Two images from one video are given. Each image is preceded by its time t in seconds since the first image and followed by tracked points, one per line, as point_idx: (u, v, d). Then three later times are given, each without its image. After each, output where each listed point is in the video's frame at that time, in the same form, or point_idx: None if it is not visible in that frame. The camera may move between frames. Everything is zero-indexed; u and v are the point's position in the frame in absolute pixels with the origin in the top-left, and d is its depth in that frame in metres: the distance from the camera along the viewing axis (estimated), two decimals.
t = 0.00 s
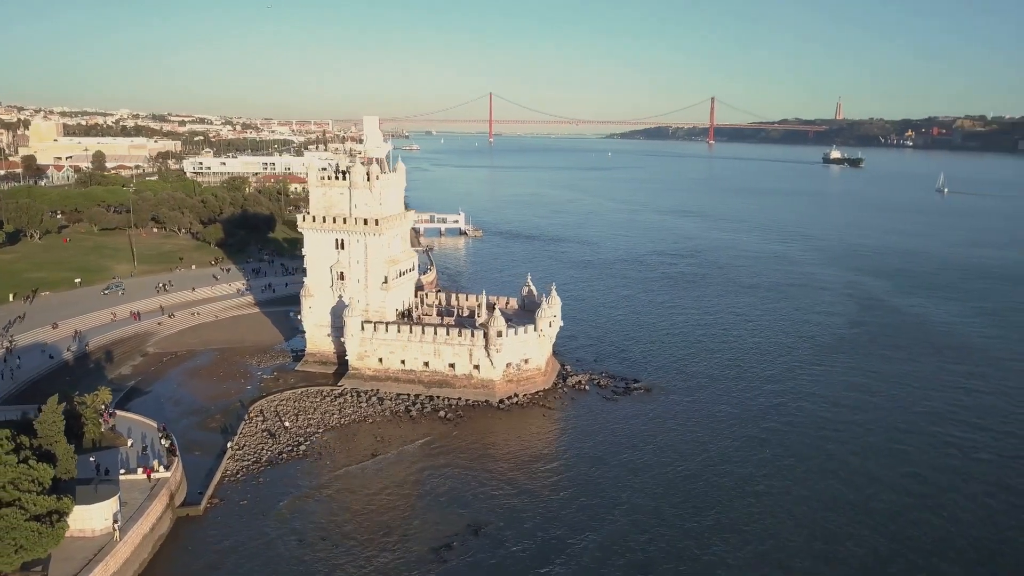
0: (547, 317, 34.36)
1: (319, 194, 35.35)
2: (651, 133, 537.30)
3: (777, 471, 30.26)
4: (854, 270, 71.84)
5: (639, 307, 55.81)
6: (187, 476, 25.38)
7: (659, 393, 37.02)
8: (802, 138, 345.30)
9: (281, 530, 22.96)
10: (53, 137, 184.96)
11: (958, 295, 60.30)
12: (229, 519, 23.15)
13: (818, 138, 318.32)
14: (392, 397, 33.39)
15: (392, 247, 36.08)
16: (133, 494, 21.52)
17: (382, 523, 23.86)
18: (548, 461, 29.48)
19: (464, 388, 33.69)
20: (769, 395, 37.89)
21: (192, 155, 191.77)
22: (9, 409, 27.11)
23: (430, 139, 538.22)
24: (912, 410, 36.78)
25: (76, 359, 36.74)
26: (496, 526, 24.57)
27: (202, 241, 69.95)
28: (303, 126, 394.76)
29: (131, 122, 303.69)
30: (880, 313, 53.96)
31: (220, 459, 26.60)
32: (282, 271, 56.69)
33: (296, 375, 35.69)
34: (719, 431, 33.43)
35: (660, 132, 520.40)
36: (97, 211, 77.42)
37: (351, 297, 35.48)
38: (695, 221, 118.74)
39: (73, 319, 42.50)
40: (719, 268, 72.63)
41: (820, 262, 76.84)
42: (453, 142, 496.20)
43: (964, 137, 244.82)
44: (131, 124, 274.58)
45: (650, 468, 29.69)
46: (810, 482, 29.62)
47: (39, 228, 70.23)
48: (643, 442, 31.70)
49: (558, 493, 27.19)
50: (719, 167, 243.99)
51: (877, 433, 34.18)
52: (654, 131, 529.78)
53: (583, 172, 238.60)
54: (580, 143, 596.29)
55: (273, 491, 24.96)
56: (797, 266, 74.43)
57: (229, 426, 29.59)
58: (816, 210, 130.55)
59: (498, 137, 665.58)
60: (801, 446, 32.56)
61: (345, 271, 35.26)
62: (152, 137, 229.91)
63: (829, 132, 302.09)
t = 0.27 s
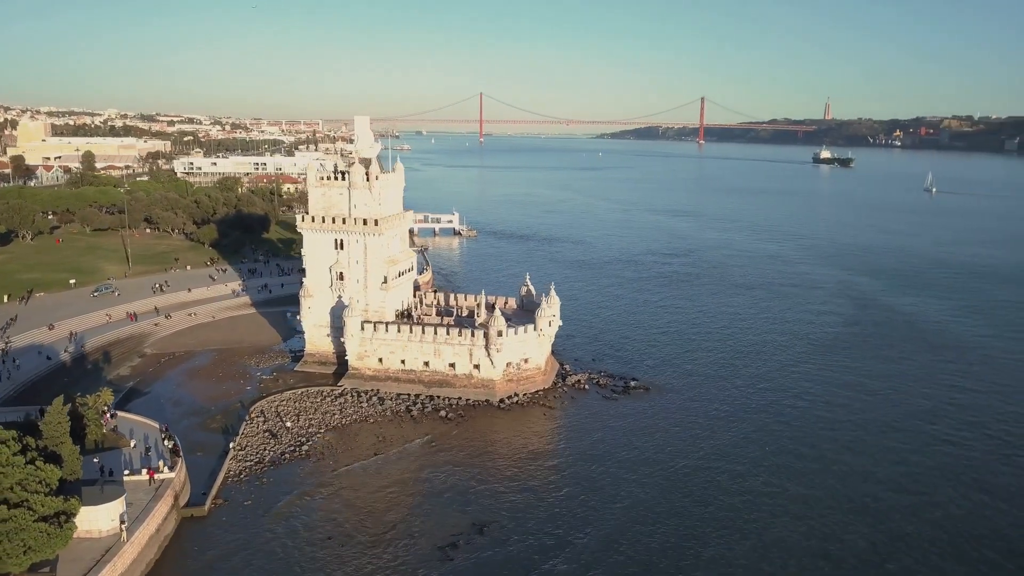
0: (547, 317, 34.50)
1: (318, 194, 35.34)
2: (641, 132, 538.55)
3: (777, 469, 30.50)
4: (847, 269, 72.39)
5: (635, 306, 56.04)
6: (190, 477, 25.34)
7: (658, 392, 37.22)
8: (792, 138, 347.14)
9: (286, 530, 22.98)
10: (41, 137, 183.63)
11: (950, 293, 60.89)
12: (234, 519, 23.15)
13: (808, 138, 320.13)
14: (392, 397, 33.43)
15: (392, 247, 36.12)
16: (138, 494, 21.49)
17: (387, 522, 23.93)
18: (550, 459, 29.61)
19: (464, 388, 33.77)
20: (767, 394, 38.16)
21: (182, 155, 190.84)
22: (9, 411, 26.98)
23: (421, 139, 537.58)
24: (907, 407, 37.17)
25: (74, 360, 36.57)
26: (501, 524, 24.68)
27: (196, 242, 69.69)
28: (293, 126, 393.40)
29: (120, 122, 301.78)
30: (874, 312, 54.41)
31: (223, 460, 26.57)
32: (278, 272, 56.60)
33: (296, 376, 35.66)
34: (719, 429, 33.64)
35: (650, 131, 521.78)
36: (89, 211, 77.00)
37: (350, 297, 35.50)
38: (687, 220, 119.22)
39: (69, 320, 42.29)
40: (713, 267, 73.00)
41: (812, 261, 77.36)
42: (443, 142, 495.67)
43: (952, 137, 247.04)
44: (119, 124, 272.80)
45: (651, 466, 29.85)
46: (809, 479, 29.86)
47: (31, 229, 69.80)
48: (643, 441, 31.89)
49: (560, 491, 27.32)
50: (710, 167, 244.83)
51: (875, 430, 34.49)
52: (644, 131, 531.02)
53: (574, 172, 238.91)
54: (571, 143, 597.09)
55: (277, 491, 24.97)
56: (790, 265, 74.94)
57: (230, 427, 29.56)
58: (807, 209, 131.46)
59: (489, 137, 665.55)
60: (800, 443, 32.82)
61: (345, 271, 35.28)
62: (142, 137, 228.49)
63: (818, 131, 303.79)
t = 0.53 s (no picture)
0: (547, 317, 34.64)
1: (317, 195, 35.34)
2: (633, 132, 539.74)
3: (776, 466, 30.73)
4: (840, 268, 72.90)
5: (631, 306, 56.25)
6: (193, 478, 25.35)
7: (657, 391, 37.41)
8: (783, 137, 348.76)
9: (291, 530, 23.04)
10: (30, 137, 182.53)
11: (943, 292, 61.44)
12: (238, 520, 23.19)
13: (799, 138, 321.70)
14: (393, 397, 33.47)
15: (391, 247, 36.16)
16: (143, 495, 21.48)
17: (391, 522, 24.03)
18: (551, 458, 29.74)
19: (464, 387, 33.86)
20: (765, 392, 38.42)
21: (174, 155, 189.99)
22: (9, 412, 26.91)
23: (412, 139, 537.14)
24: (904, 405, 37.48)
25: (72, 361, 36.46)
26: (505, 523, 24.82)
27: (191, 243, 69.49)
28: (285, 126, 392.21)
29: (110, 121, 300.10)
30: (869, 311, 54.83)
31: (225, 460, 26.58)
32: (274, 272, 56.53)
33: (295, 376, 35.66)
34: (718, 427, 33.85)
35: (641, 131, 522.99)
36: (83, 212, 76.63)
37: (350, 297, 35.53)
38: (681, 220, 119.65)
39: (66, 321, 42.13)
40: (708, 267, 73.34)
41: (806, 260, 77.84)
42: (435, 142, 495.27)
43: (941, 137, 248.90)
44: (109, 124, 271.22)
45: (652, 464, 30.02)
46: (809, 477, 30.10)
47: (24, 229, 69.43)
48: (643, 439, 32.05)
49: (563, 490, 27.46)
50: (703, 167, 245.58)
51: (872, 428, 34.79)
52: (635, 131, 532.35)
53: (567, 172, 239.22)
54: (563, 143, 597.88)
55: (280, 491, 25.02)
56: (784, 264, 75.41)
57: (231, 427, 29.55)
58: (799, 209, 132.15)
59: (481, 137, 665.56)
60: (798, 441, 33.06)
61: (344, 271, 35.30)
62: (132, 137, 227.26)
63: (809, 131, 305.41)
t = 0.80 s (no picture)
0: (547, 316, 34.78)
1: (317, 195, 35.35)
2: (624, 132, 540.88)
3: (776, 463, 30.95)
4: (834, 267, 73.39)
5: (628, 306, 56.42)
6: (196, 478, 25.34)
7: (656, 390, 37.58)
8: (775, 137, 350.26)
9: (295, 529, 23.09)
10: (20, 137, 181.30)
11: (936, 291, 61.98)
12: (242, 519, 23.25)
13: (790, 138, 323.24)
14: (393, 397, 33.54)
15: (390, 247, 36.22)
16: (147, 495, 21.48)
17: (396, 521, 24.10)
18: (552, 457, 29.82)
19: (465, 387, 33.95)
20: (762, 391, 38.70)
21: (165, 155, 189.04)
22: (10, 413, 26.82)
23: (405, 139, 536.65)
24: (900, 403, 37.80)
25: (70, 362, 36.33)
26: (509, 522, 24.92)
27: (186, 243, 69.24)
28: (276, 126, 390.92)
29: (100, 121, 298.27)
30: (864, 309, 55.24)
31: (227, 461, 26.60)
32: (270, 273, 56.43)
33: (295, 376, 35.65)
34: (717, 426, 34.05)
35: (633, 131, 524.01)
36: (76, 212, 76.26)
37: (349, 298, 35.56)
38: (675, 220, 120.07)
39: (63, 322, 41.99)
40: (703, 266, 73.67)
41: (800, 260, 78.31)
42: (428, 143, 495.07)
43: (931, 137, 250.64)
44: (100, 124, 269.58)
45: (652, 462, 30.18)
46: (808, 474, 30.34)
47: (18, 230, 69.03)
48: (644, 438, 32.21)
49: (565, 488, 27.57)
50: (695, 167, 246.21)
51: (869, 425, 35.09)
52: (627, 131, 533.66)
53: (560, 172, 239.60)
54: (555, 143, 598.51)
55: (284, 492, 25.05)
56: (778, 263, 75.87)
57: (232, 428, 29.53)
58: (792, 208, 132.87)
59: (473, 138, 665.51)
60: (797, 439, 33.31)
61: (343, 271, 35.32)
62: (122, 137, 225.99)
63: (800, 131, 306.89)
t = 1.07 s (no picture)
0: (546, 316, 34.91)
1: (316, 195, 35.34)
2: (615, 132, 541.87)
3: (775, 461, 31.22)
4: (827, 267, 73.95)
5: (624, 305, 56.68)
6: (199, 478, 25.36)
7: (655, 389, 37.81)
8: (765, 137, 351.91)
9: (300, 530, 23.17)
10: (8, 137, 179.95)
11: (928, 290, 62.58)
12: (247, 520, 23.30)
13: (780, 138, 324.94)
14: (393, 397, 33.61)
15: (389, 247, 36.27)
16: (152, 496, 21.48)
17: (401, 521, 24.20)
18: (553, 455, 29.96)
19: (465, 387, 34.05)
20: (759, 389, 39.01)
21: (155, 155, 188.13)
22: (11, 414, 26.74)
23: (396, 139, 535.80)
24: (896, 401, 38.19)
25: (68, 363, 36.20)
26: (513, 520, 25.06)
27: (180, 244, 69.01)
28: (267, 126, 389.46)
29: (89, 121, 296.34)
30: (857, 308, 55.72)
31: (230, 461, 26.62)
32: (267, 273, 56.31)
33: (294, 376, 35.66)
34: (716, 424, 34.31)
35: (624, 131, 525.14)
36: (69, 213, 75.84)
37: (349, 298, 35.60)
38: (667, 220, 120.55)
39: (59, 322, 41.82)
40: (697, 266, 74.05)
41: (793, 259, 78.83)
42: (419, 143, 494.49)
43: (919, 137, 252.67)
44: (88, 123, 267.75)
45: (653, 460, 30.39)
46: (806, 471, 30.63)
47: (10, 231, 68.62)
48: (644, 436, 32.42)
49: (567, 486, 27.73)
50: (686, 167, 247.01)
51: (865, 423, 35.44)
52: (618, 131, 534.74)
53: (552, 172, 239.95)
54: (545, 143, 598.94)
55: (288, 492, 25.11)
56: (771, 263, 76.37)
57: (234, 428, 29.53)
58: (783, 208, 133.63)
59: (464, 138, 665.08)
60: (795, 436, 33.61)
61: (343, 272, 35.35)
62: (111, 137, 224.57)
63: (789, 131, 308.61)
